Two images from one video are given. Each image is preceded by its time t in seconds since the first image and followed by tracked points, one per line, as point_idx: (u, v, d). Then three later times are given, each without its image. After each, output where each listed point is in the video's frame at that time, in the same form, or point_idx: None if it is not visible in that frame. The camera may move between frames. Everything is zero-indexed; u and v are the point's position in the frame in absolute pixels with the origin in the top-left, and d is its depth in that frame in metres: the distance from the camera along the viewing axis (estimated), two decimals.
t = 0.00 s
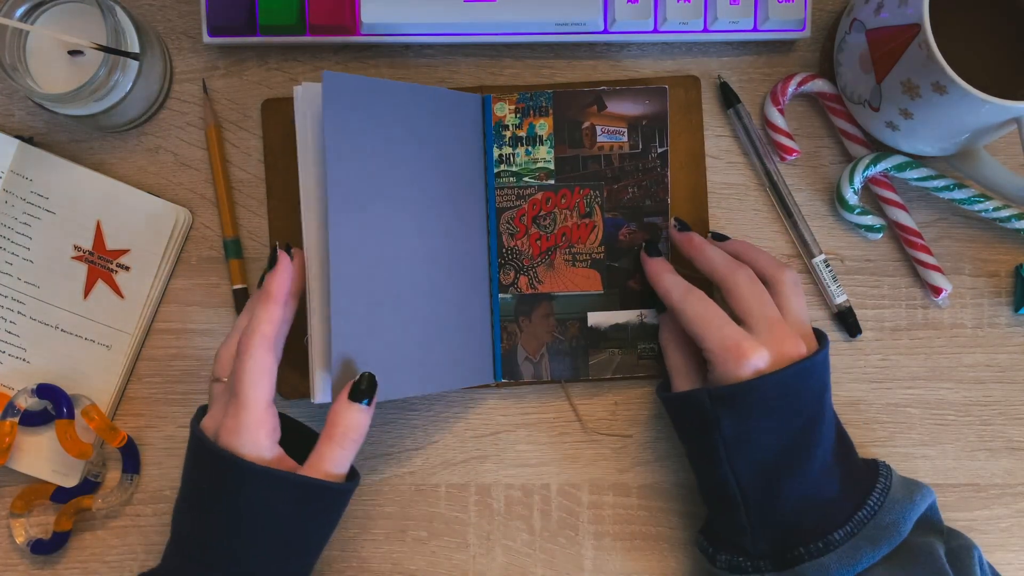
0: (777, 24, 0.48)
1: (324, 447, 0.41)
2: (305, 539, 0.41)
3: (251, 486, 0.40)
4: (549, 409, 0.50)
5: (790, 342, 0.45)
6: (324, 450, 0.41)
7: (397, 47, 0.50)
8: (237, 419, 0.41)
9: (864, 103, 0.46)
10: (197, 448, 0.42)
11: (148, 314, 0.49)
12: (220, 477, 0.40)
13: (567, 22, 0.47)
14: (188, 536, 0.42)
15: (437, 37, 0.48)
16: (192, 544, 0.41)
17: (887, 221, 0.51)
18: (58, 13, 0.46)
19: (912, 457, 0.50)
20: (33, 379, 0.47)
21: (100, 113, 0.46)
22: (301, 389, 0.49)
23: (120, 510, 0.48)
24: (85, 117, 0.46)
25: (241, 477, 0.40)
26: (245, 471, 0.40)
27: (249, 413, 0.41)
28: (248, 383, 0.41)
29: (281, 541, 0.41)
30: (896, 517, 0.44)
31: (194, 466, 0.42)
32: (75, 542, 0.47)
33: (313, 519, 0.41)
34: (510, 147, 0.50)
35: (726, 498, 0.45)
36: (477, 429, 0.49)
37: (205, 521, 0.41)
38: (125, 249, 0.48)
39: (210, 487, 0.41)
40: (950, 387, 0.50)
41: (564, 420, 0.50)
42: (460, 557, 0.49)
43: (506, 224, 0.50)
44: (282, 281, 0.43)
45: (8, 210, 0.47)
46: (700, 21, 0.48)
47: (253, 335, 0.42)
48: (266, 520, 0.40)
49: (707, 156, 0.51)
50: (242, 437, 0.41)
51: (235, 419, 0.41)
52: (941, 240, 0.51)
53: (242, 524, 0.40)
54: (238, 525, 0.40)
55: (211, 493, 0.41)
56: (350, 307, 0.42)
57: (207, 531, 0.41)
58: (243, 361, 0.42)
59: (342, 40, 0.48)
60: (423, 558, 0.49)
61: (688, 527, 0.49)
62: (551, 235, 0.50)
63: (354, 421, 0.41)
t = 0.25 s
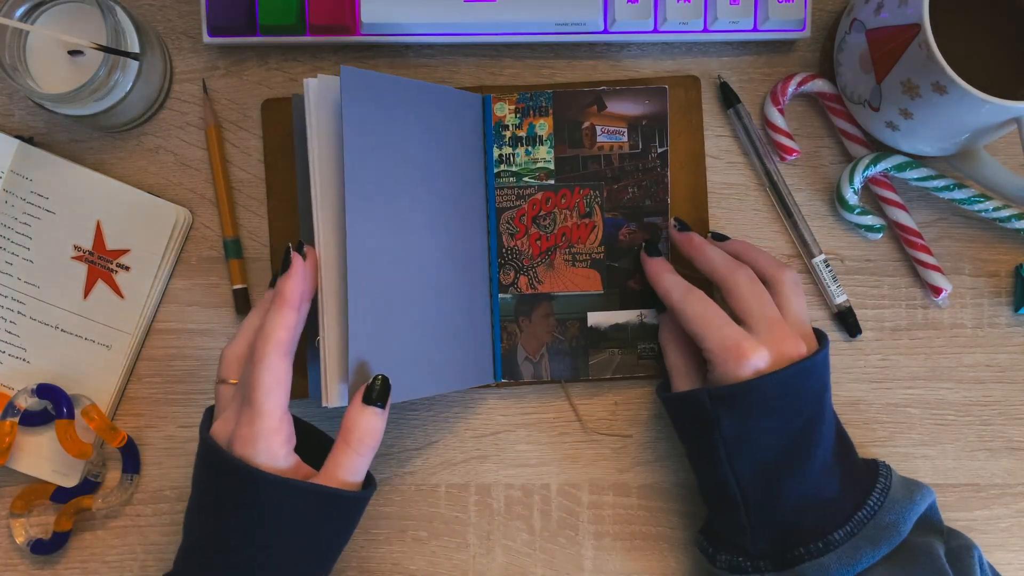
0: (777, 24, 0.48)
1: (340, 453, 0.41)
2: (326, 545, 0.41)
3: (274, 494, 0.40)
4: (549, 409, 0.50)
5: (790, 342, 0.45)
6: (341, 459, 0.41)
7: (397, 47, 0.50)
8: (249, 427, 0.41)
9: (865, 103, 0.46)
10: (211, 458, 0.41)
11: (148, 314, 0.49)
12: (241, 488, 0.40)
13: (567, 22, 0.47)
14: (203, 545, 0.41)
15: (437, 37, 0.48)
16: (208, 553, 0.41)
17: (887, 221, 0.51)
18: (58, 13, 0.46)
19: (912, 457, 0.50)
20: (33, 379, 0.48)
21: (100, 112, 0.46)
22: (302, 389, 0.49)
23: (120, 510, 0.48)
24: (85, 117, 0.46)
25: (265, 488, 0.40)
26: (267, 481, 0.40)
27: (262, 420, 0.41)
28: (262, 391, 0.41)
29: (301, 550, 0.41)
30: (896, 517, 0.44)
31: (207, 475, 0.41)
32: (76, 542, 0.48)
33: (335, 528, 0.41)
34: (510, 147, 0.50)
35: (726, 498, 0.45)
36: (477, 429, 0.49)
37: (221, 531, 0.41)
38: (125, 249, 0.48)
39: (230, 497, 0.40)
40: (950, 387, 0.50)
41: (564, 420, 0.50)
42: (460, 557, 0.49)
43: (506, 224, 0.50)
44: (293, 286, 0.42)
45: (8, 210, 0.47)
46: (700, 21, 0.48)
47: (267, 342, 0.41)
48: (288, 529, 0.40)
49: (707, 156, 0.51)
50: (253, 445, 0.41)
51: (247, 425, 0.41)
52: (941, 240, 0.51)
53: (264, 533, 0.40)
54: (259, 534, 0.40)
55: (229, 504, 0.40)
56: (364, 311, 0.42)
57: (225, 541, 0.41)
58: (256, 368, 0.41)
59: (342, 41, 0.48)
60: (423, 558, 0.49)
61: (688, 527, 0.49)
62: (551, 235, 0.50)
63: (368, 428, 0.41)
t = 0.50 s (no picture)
0: (777, 24, 0.48)
1: (389, 468, 0.40)
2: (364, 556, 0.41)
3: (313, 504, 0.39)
4: (549, 409, 0.50)
5: (790, 342, 0.45)
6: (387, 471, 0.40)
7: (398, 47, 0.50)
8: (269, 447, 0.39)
9: (865, 104, 0.46)
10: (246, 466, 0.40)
11: (148, 314, 0.49)
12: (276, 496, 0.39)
13: (567, 22, 0.47)
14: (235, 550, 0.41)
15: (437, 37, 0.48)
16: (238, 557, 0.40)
17: (887, 221, 0.51)
18: (58, 13, 0.46)
19: (913, 457, 0.50)
20: (33, 379, 0.47)
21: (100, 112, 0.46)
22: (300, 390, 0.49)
23: (120, 510, 0.48)
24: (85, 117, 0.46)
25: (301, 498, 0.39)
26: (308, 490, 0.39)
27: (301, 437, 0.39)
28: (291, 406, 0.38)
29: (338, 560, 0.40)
30: (896, 517, 0.44)
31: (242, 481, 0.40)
32: (75, 542, 0.47)
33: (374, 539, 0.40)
34: (510, 147, 0.50)
35: (726, 498, 0.45)
36: (477, 429, 0.49)
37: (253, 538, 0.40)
38: (125, 249, 0.48)
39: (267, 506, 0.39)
40: (950, 387, 0.50)
41: (564, 420, 0.50)
42: (460, 557, 0.49)
43: (506, 224, 0.50)
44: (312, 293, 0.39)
45: (8, 210, 0.47)
46: (699, 21, 0.48)
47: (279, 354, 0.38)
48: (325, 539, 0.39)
49: (707, 156, 0.51)
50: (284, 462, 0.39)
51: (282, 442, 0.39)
52: (941, 240, 0.51)
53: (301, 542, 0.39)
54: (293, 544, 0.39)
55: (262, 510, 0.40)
56: (434, 312, 0.38)
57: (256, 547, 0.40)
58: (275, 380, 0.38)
59: (342, 40, 0.48)
60: (423, 558, 0.49)
61: (688, 527, 0.49)
62: (551, 235, 0.50)
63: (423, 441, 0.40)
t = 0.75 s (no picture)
0: (777, 24, 0.48)
1: (519, 510, 0.42)
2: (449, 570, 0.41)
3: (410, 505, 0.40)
4: (548, 409, 0.50)
5: (809, 337, 0.45)
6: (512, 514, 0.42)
7: (398, 47, 0.50)
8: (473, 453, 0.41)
9: (865, 103, 0.46)
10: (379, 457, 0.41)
11: (148, 314, 0.49)
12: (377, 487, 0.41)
13: (567, 22, 0.47)
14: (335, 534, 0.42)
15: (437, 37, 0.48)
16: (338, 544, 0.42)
17: (887, 221, 0.51)
18: (58, 13, 0.46)
19: (913, 457, 0.50)
20: (33, 379, 0.48)
21: (100, 113, 0.46)
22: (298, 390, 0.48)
23: (120, 510, 0.48)
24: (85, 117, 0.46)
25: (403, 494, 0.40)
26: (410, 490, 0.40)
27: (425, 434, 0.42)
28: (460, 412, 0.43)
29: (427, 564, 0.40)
30: (901, 516, 0.44)
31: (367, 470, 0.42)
32: (75, 542, 0.47)
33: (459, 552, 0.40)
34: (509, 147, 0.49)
35: (735, 494, 0.45)
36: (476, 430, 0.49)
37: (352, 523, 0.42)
38: (125, 249, 0.48)
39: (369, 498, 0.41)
40: (950, 387, 0.50)
41: (564, 420, 0.50)
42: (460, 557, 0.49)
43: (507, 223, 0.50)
44: (565, 348, 0.44)
45: (8, 210, 0.47)
46: (699, 21, 0.48)
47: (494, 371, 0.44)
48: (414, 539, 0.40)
49: (707, 156, 0.51)
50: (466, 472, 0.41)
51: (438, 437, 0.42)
52: (941, 240, 0.51)
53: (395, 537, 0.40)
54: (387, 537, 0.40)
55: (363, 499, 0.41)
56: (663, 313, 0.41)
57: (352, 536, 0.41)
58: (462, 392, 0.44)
59: (343, 41, 0.48)
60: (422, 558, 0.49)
61: (688, 526, 0.49)
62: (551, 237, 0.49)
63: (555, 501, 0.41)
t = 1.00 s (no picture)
0: (777, 24, 0.48)
1: (538, 504, 0.46)
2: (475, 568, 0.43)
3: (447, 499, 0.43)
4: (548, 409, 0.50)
5: (838, 337, 0.46)
6: (535, 508, 0.46)
7: (398, 47, 0.50)
8: (513, 460, 0.45)
9: (865, 103, 0.46)
10: (413, 447, 0.44)
11: (148, 314, 0.49)
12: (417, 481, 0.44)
13: (567, 22, 0.47)
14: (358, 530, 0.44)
15: (436, 37, 0.48)
16: (361, 538, 0.44)
17: (887, 221, 0.51)
18: (58, 13, 0.46)
19: (912, 457, 0.50)
20: (33, 379, 0.48)
21: (100, 113, 0.46)
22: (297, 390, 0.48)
23: (120, 509, 0.48)
24: (85, 117, 0.46)
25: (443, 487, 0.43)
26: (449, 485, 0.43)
27: (463, 443, 0.45)
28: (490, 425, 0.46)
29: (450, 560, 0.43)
30: (913, 515, 0.44)
31: (402, 467, 0.44)
32: (75, 542, 0.48)
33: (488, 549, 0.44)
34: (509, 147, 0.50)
35: (760, 492, 0.45)
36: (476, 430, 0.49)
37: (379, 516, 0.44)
38: (125, 249, 0.48)
39: (407, 493, 0.44)
40: (950, 387, 0.50)
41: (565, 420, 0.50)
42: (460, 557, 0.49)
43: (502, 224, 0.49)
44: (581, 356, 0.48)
45: (9, 210, 0.47)
46: (700, 21, 0.48)
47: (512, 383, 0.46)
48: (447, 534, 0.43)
49: (707, 156, 0.51)
50: (509, 479, 0.45)
51: (475, 448, 0.45)
52: (941, 240, 0.51)
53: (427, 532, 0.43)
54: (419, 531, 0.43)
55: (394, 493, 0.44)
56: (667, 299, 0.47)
57: (380, 531, 0.44)
58: (491, 403, 0.46)
59: (343, 40, 0.48)
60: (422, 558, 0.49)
61: (688, 527, 0.49)
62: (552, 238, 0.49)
63: (576, 488, 0.47)
